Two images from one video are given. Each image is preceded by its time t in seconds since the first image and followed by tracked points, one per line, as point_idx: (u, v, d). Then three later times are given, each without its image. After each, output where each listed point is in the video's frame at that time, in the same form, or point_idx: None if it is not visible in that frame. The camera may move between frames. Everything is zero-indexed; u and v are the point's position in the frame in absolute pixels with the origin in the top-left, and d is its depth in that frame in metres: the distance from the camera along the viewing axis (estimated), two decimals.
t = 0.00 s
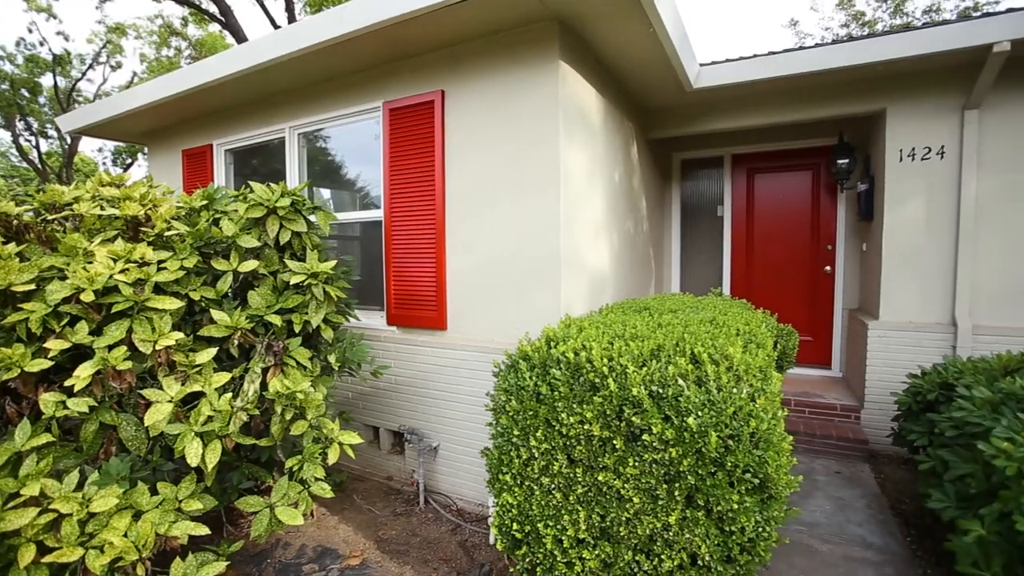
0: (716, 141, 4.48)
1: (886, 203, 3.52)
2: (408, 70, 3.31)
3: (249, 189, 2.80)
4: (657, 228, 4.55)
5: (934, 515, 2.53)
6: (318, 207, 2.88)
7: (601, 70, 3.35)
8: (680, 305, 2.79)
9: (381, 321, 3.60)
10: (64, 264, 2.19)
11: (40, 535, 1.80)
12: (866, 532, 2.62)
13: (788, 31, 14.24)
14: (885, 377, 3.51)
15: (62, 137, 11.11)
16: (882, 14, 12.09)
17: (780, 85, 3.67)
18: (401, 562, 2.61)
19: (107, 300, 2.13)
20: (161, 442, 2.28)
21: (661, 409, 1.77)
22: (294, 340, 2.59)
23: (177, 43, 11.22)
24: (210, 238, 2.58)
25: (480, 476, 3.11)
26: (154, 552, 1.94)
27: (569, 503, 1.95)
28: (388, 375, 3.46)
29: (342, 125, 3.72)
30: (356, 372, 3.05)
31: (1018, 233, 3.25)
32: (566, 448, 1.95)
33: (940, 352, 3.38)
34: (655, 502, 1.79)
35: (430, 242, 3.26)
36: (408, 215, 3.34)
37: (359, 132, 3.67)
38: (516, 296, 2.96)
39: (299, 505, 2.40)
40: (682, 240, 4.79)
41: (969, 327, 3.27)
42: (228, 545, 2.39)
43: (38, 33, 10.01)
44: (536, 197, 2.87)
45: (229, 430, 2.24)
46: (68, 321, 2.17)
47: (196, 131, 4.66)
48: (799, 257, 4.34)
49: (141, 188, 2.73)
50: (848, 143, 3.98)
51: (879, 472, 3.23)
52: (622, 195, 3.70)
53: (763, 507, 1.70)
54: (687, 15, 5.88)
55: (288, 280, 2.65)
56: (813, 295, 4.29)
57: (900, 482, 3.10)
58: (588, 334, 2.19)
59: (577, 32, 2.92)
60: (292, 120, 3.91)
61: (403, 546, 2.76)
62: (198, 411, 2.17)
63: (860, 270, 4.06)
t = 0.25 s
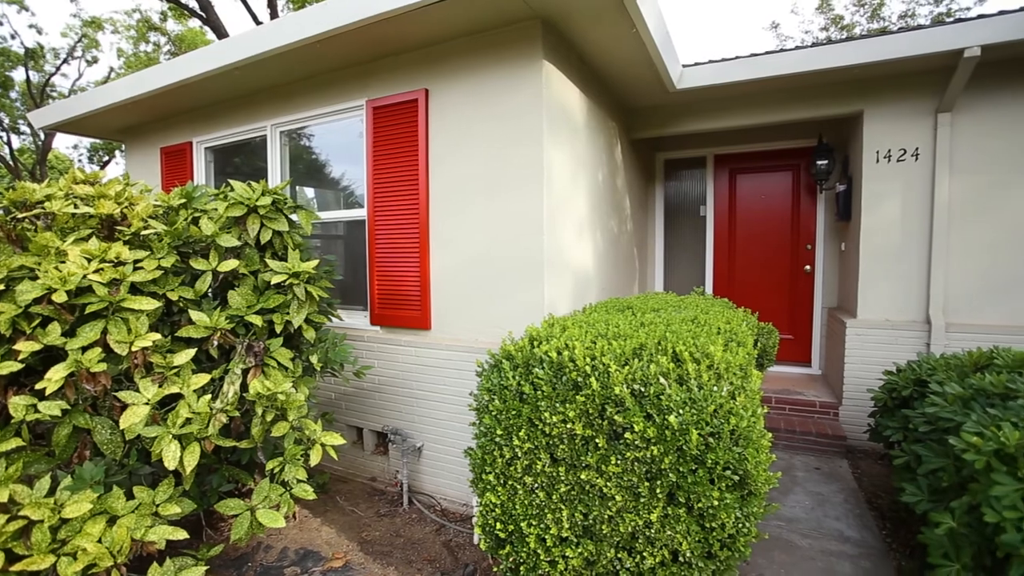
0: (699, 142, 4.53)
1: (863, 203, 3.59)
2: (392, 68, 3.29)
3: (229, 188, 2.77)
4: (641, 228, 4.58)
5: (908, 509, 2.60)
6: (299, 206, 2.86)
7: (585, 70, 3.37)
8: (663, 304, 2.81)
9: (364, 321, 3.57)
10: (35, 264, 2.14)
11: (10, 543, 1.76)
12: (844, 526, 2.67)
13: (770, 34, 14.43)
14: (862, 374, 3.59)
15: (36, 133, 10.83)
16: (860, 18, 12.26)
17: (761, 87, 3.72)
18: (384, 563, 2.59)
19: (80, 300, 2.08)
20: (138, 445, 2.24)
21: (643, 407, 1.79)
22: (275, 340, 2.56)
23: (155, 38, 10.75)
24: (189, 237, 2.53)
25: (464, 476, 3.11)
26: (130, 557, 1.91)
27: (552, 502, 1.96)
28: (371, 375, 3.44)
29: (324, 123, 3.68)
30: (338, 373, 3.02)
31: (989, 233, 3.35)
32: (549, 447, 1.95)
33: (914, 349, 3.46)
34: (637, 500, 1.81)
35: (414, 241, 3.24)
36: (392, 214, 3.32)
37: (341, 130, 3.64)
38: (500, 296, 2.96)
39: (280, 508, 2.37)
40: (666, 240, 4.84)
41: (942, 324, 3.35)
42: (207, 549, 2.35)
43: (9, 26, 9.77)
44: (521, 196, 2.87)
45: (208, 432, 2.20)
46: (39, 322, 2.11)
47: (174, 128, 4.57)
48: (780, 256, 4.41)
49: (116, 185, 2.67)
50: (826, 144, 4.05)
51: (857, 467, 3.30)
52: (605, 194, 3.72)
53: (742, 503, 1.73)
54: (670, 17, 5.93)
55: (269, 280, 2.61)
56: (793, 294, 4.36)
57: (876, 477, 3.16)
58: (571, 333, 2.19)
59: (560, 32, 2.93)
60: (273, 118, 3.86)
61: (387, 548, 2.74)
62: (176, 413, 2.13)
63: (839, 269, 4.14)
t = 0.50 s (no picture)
0: (680, 143, 4.58)
1: (839, 204, 3.66)
2: (373, 66, 3.26)
3: (206, 187, 2.72)
4: (623, 228, 4.62)
5: (882, 503, 2.66)
6: (278, 205, 2.84)
7: (568, 70, 3.38)
8: (644, 304, 2.84)
9: (346, 322, 3.54)
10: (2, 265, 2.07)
11: None
12: (821, 521, 2.72)
13: (751, 37, 14.66)
14: (839, 372, 3.66)
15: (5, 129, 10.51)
16: (838, 24, 12.55)
17: (741, 89, 3.77)
18: (366, 566, 2.57)
19: (49, 302, 2.02)
20: (110, 450, 2.18)
21: (623, 407, 1.80)
22: (254, 342, 2.52)
23: (132, 32, 10.35)
24: (164, 237, 2.48)
25: (448, 476, 3.10)
26: (102, 565, 1.86)
27: (534, 501, 1.96)
28: (353, 376, 3.41)
29: (305, 121, 3.63)
30: (319, 374, 2.99)
31: (960, 234, 3.44)
32: (530, 446, 1.96)
33: (888, 347, 3.54)
34: (618, 498, 1.82)
35: (396, 241, 3.22)
36: (373, 213, 3.29)
37: (322, 128, 3.59)
38: (483, 295, 2.96)
39: (260, 511, 2.34)
40: (648, 240, 4.87)
41: (915, 323, 3.44)
42: (184, 555, 2.31)
43: None
44: (503, 195, 2.87)
45: (184, 435, 2.16)
46: (6, 324, 2.05)
47: (150, 125, 4.47)
48: (760, 256, 4.48)
49: (88, 183, 2.60)
50: (804, 146, 4.12)
51: (833, 463, 3.37)
52: (588, 195, 3.74)
53: (721, 501, 1.74)
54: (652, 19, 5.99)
55: (247, 280, 2.57)
56: (772, 294, 4.43)
57: (852, 472, 3.23)
58: (552, 333, 2.20)
59: (543, 32, 2.94)
60: (253, 116, 3.80)
61: (369, 550, 2.71)
62: (151, 417, 2.08)
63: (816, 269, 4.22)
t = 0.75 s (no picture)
0: (660, 144, 4.63)
1: (814, 206, 3.74)
2: (352, 65, 3.23)
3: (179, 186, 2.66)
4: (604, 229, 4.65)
5: (854, 498, 2.72)
6: (255, 205, 2.79)
7: (548, 71, 3.39)
8: (624, 304, 2.86)
9: (325, 323, 3.49)
10: None
11: None
12: (796, 516, 2.78)
13: (729, 41, 14.89)
14: (814, 371, 3.74)
15: None
16: (813, 29, 12.82)
17: (720, 93, 3.83)
18: (345, 570, 2.54)
19: (12, 304, 1.95)
20: (78, 456, 2.12)
21: (601, 407, 1.81)
22: (229, 344, 2.47)
23: (104, 26, 9.76)
24: (135, 237, 2.41)
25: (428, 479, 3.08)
26: None
27: (513, 503, 1.97)
28: (332, 379, 3.37)
29: (283, 119, 3.57)
30: (297, 376, 2.94)
31: (928, 235, 3.54)
32: (509, 447, 1.96)
33: (861, 346, 3.63)
34: (596, 498, 1.83)
35: (375, 242, 3.19)
36: (353, 213, 3.26)
37: (301, 127, 3.54)
38: (464, 296, 2.95)
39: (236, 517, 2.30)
40: (629, 240, 4.91)
41: (886, 322, 3.54)
42: (156, 563, 2.26)
43: None
44: (484, 196, 2.87)
45: (156, 441, 2.10)
46: None
47: (122, 122, 4.36)
48: (738, 257, 4.55)
49: (54, 182, 2.52)
50: (780, 149, 4.21)
51: (809, 460, 3.44)
52: (569, 195, 3.75)
53: (698, 499, 1.76)
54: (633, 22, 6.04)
55: (222, 281, 2.52)
56: (750, 294, 4.51)
57: (826, 468, 3.30)
58: (531, 334, 2.20)
59: (523, 33, 2.95)
60: (229, 114, 3.72)
61: (349, 554, 2.69)
62: (121, 422, 2.03)
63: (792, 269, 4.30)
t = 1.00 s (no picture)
0: (639, 146, 4.67)
1: (788, 209, 3.82)
2: (329, 64, 3.19)
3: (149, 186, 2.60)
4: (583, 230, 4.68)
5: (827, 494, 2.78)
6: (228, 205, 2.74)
7: (527, 72, 3.40)
8: (601, 305, 2.87)
9: (302, 325, 3.45)
10: None
11: None
12: (771, 512, 2.83)
13: (707, 45, 15.12)
14: (788, 369, 3.82)
15: None
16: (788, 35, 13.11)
17: (697, 96, 3.88)
18: None
19: None
20: (41, 465, 2.04)
21: (578, 407, 1.82)
22: (202, 347, 2.42)
23: (70, 20, 9.32)
24: (102, 238, 2.35)
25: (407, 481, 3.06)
26: None
27: (490, 504, 1.98)
28: (310, 382, 3.32)
29: (258, 118, 3.52)
30: (272, 380, 2.90)
31: (896, 237, 3.65)
32: (487, 449, 1.97)
33: (832, 345, 3.73)
34: (573, 498, 1.84)
35: (353, 243, 3.16)
36: (330, 214, 3.22)
37: (277, 126, 3.49)
38: (443, 297, 2.94)
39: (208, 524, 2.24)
40: (608, 242, 4.95)
41: (856, 322, 3.65)
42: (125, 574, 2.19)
43: None
44: (463, 197, 2.87)
45: (124, 447, 2.04)
46: None
47: (90, 119, 4.23)
48: (715, 258, 4.62)
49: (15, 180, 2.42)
50: (755, 152, 4.29)
51: (783, 457, 3.51)
52: (548, 197, 3.77)
53: (673, 498, 1.78)
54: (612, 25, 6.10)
55: (194, 283, 2.46)
56: (727, 294, 4.59)
57: (800, 465, 3.37)
58: (509, 335, 2.21)
59: (502, 34, 2.95)
60: (202, 112, 3.65)
61: (326, 560, 2.65)
62: (86, 429, 1.96)
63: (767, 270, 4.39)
